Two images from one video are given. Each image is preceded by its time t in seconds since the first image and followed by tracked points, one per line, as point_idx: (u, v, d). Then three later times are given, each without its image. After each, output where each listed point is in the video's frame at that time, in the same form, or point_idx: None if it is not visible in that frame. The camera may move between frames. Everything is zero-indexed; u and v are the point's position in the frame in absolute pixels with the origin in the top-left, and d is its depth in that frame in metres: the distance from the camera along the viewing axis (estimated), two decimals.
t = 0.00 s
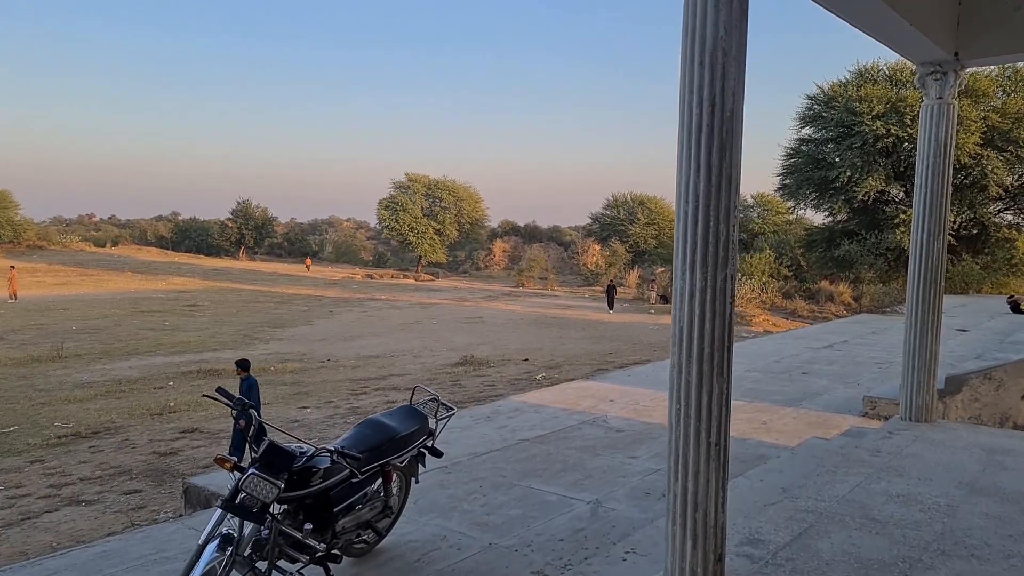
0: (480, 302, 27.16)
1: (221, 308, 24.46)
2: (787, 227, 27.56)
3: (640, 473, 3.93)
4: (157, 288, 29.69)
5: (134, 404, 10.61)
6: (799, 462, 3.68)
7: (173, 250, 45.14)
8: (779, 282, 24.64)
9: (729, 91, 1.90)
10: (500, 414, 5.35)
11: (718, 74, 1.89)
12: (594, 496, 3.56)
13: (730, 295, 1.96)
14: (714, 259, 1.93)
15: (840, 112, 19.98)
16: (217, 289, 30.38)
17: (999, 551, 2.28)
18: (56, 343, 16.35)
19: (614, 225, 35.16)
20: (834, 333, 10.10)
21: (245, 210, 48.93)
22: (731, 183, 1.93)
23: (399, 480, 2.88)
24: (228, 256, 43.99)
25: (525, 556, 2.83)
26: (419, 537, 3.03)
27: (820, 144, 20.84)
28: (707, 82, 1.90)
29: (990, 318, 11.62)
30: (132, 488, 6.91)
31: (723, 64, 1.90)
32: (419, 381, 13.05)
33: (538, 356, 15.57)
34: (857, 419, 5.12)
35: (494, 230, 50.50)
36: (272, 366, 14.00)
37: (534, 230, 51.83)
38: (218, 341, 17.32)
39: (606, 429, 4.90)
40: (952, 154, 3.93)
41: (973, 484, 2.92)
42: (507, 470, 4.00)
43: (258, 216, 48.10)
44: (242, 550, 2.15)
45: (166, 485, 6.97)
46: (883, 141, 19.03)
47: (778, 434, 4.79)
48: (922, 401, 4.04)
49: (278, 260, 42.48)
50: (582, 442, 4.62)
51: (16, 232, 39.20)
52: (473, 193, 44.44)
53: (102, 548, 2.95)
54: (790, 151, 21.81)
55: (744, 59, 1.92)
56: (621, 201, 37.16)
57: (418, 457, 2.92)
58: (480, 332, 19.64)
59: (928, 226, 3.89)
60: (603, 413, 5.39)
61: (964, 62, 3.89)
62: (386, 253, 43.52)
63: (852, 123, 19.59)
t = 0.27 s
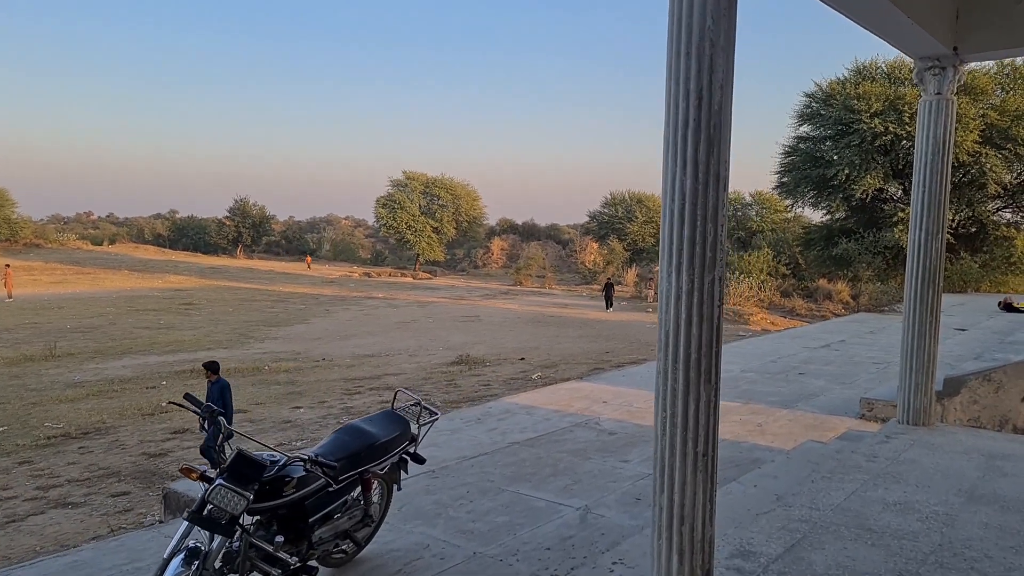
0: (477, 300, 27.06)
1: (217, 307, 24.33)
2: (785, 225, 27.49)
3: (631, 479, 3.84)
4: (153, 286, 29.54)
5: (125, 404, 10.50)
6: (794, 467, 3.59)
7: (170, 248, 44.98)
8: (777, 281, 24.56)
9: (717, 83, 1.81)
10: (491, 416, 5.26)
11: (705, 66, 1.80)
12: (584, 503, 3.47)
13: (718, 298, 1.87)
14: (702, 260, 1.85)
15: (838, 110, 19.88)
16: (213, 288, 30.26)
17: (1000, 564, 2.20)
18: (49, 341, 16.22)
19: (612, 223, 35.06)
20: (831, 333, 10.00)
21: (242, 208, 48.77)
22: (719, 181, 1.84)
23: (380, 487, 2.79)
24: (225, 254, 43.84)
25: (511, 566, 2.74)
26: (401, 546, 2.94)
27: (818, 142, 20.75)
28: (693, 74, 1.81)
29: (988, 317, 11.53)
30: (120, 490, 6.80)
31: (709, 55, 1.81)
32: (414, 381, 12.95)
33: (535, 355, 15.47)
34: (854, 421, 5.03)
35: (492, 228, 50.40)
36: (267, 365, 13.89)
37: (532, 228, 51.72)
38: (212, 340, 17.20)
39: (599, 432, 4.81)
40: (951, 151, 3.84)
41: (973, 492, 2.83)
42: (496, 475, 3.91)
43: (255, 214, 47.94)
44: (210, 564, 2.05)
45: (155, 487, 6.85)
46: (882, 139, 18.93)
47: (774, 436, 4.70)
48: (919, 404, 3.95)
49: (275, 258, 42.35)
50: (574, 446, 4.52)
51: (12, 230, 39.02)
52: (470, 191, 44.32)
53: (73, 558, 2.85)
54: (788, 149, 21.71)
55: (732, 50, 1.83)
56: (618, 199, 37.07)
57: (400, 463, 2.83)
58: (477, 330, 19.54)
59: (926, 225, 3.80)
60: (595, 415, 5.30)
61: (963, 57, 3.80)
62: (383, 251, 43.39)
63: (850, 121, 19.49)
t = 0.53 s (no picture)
0: (474, 299, 26.96)
1: (213, 305, 24.21)
2: (784, 224, 27.49)
3: (622, 483, 3.74)
4: (149, 285, 29.43)
5: (116, 405, 10.40)
6: (788, 472, 3.50)
7: (167, 247, 44.83)
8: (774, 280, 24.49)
9: (703, 71, 1.72)
10: (481, 417, 5.17)
11: (689, 55, 1.71)
12: (572, 508, 3.39)
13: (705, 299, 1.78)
14: (688, 260, 1.76)
15: (836, 108, 19.80)
16: (209, 286, 30.14)
17: None
18: (42, 341, 16.10)
19: (610, 222, 34.95)
20: (829, 332, 9.91)
21: (240, 207, 48.63)
22: (705, 175, 1.75)
23: (360, 494, 2.70)
24: (222, 252, 43.71)
25: None
26: (382, 555, 2.84)
27: (816, 140, 20.66)
28: (678, 63, 1.73)
29: (987, 316, 11.43)
30: (107, 493, 6.70)
31: (695, 43, 1.72)
32: (409, 380, 12.86)
33: (531, 354, 15.38)
34: (851, 422, 4.94)
35: (490, 227, 50.28)
36: (261, 364, 13.78)
37: (530, 227, 51.60)
38: (207, 340, 17.09)
39: (590, 434, 4.72)
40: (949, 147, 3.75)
41: (971, 498, 2.74)
42: (483, 479, 3.82)
43: (252, 213, 47.80)
44: None
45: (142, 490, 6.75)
46: (880, 137, 18.84)
47: (768, 439, 4.61)
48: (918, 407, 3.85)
49: (273, 257, 42.22)
50: (564, 448, 4.43)
51: (8, 229, 38.89)
52: (468, 190, 44.22)
53: (42, 567, 2.76)
54: (786, 148, 21.61)
55: (720, 38, 1.74)
56: (617, 198, 36.97)
57: (381, 469, 2.75)
58: (473, 329, 19.43)
59: (924, 223, 3.71)
60: (587, 416, 5.21)
61: (961, 50, 3.70)
62: (381, 249, 43.27)
63: (848, 119, 19.41)
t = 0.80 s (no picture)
0: (471, 298, 26.85)
1: (208, 305, 24.09)
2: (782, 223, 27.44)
3: (610, 489, 3.65)
4: (145, 284, 29.28)
5: (107, 405, 10.29)
6: (780, 478, 3.41)
7: (163, 246, 44.68)
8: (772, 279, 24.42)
9: (684, 61, 1.62)
10: (470, 420, 5.07)
11: (670, 43, 1.62)
12: (559, 515, 3.29)
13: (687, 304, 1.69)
14: (668, 262, 1.66)
15: (833, 107, 19.73)
16: (205, 285, 30.01)
17: None
18: (34, 340, 15.97)
19: (608, 221, 34.86)
20: (826, 332, 9.82)
21: (236, 206, 48.48)
22: (687, 172, 1.66)
23: (336, 504, 2.61)
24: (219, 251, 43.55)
25: None
26: (359, 566, 2.75)
27: (813, 138, 20.58)
28: (658, 52, 1.63)
29: (984, 316, 11.35)
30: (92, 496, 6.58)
31: (675, 31, 1.63)
32: (403, 380, 12.76)
33: (527, 354, 15.28)
34: (846, 425, 4.85)
35: (488, 226, 50.19)
36: (255, 365, 13.66)
37: (528, 226, 51.51)
38: (201, 339, 16.97)
39: (580, 438, 4.63)
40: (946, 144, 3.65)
41: (968, 507, 2.65)
42: (469, 485, 3.72)
43: (249, 212, 47.66)
44: None
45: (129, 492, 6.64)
46: (877, 136, 18.76)
47: (761, 442, 4.52)
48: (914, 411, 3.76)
49: (270, 256, 42.08)
50: (553, 452, 4.33)
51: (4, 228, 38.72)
52: (466, 188, 44.12)
53: None
54: (783, 146, 21.51)
55: (702, 25, 1.64)
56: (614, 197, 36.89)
57: (357, 477, 2.65)
58: (469, 329, 19.32)
59: (920, 221, 3.61)
60: (578, 419, 5.11)
61: (958, 44, 3.60)
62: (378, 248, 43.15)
63: (845, 117, 19.34)
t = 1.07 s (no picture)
0: (467, 297, 26.74)
1: (203, 304, 23.96)
2: (780, 223, 27.44)
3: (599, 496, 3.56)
4: (139, 283, 29.15)
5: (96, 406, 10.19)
6: (772, 484, 3.32)
7: (159, 244, 44.53)
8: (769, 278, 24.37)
9: (664, 51, 1.53)
10: (458, 424, 4.97)
11: (648, 33, 1.52)
12: (544, 524, 3.20)
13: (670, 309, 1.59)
14: (649, 262, 1.56)
15: (830, 106, 19.66)
16: (201, 284, 29.87)
17: None
18: (26, 340, 15.85)
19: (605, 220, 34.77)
20: (823, 332, 9.74)
21: (233, 204, 48.33)
22: (669, 170, 1.56)
23: (309, 514, 2.52)
24: (215, 250, 43.41)
25: None
26: None
27: (810, 137, 20.49)
28: (636, 41, 1.53)
29: (982, 316, 11.27)
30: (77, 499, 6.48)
31: (654, 20, 1.53)
32: (397, 381, 12.65)
33: (522, 354, 15.19)
34: (841, 428, 4.76)
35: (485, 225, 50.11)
36: (247, 365, 13.55)
37: (526, 224, 51.45)
38: (194, 339, 16.85)
39: (570, 442, 4.53)
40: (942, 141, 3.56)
41: (964, 517, 2.56)
42: (453, 491, 3.63)
43: (246, 210, 47.53)
44: None
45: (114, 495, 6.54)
46: (874, 135, 18.69)
47: (755, 446, 4.43)
48: (910, 414, 3.66)
49: (266, 255, 41.95)
50: (543, 457, 4.23)
51: None
52: (463, 187, 44.02)
53: None
54: (780, 145, 21.43)
55: (682, 15, 1.55)
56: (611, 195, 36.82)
57: (332, 486, 2.56)
58: (465, 328, 19.23)
59: (916, 221, 3.53)
60: (569, 422, 5.01)
61: (955, 39, 3.51)
62: (375, 246, 43.01)
63: (842, 116, 19.28)
